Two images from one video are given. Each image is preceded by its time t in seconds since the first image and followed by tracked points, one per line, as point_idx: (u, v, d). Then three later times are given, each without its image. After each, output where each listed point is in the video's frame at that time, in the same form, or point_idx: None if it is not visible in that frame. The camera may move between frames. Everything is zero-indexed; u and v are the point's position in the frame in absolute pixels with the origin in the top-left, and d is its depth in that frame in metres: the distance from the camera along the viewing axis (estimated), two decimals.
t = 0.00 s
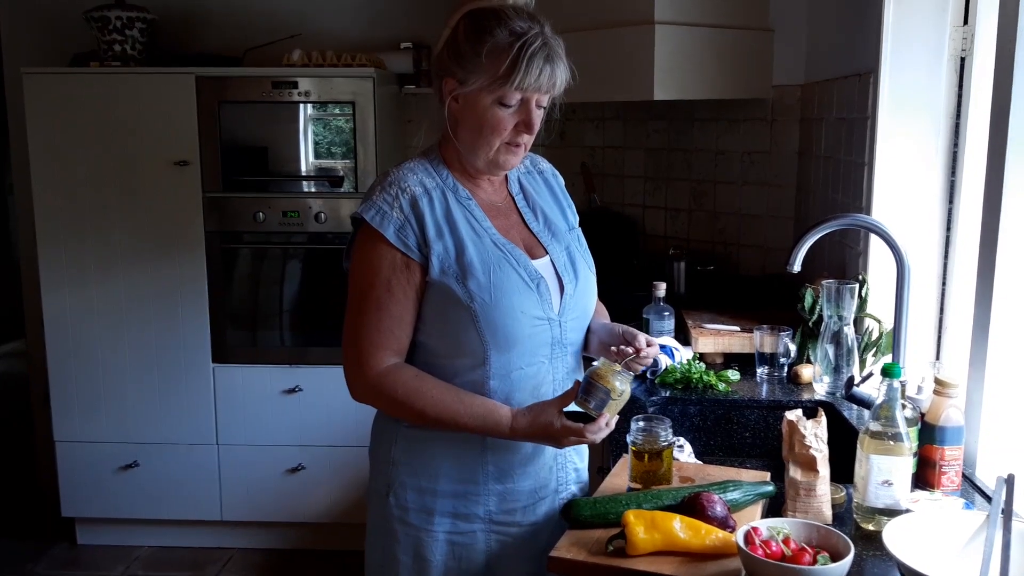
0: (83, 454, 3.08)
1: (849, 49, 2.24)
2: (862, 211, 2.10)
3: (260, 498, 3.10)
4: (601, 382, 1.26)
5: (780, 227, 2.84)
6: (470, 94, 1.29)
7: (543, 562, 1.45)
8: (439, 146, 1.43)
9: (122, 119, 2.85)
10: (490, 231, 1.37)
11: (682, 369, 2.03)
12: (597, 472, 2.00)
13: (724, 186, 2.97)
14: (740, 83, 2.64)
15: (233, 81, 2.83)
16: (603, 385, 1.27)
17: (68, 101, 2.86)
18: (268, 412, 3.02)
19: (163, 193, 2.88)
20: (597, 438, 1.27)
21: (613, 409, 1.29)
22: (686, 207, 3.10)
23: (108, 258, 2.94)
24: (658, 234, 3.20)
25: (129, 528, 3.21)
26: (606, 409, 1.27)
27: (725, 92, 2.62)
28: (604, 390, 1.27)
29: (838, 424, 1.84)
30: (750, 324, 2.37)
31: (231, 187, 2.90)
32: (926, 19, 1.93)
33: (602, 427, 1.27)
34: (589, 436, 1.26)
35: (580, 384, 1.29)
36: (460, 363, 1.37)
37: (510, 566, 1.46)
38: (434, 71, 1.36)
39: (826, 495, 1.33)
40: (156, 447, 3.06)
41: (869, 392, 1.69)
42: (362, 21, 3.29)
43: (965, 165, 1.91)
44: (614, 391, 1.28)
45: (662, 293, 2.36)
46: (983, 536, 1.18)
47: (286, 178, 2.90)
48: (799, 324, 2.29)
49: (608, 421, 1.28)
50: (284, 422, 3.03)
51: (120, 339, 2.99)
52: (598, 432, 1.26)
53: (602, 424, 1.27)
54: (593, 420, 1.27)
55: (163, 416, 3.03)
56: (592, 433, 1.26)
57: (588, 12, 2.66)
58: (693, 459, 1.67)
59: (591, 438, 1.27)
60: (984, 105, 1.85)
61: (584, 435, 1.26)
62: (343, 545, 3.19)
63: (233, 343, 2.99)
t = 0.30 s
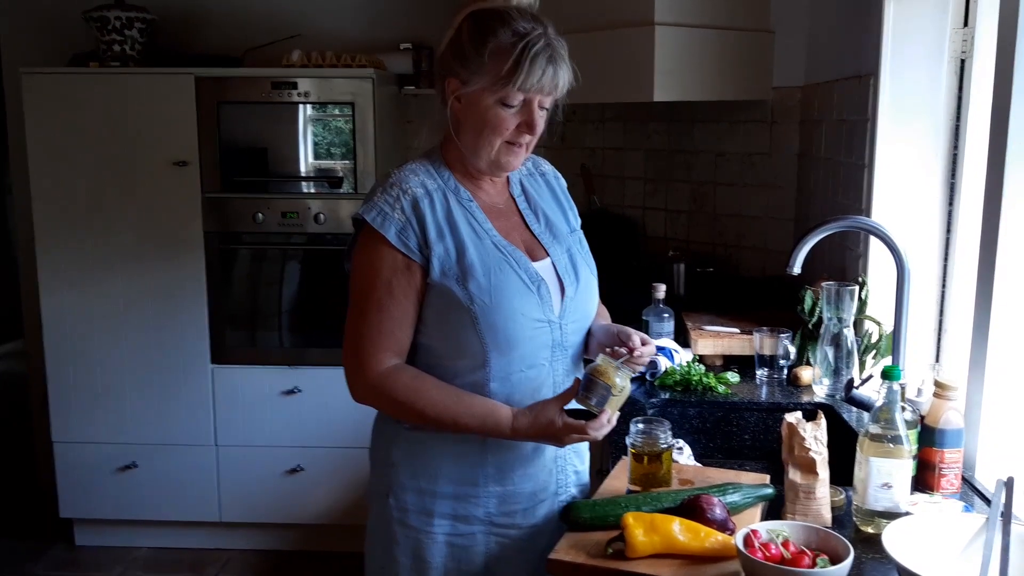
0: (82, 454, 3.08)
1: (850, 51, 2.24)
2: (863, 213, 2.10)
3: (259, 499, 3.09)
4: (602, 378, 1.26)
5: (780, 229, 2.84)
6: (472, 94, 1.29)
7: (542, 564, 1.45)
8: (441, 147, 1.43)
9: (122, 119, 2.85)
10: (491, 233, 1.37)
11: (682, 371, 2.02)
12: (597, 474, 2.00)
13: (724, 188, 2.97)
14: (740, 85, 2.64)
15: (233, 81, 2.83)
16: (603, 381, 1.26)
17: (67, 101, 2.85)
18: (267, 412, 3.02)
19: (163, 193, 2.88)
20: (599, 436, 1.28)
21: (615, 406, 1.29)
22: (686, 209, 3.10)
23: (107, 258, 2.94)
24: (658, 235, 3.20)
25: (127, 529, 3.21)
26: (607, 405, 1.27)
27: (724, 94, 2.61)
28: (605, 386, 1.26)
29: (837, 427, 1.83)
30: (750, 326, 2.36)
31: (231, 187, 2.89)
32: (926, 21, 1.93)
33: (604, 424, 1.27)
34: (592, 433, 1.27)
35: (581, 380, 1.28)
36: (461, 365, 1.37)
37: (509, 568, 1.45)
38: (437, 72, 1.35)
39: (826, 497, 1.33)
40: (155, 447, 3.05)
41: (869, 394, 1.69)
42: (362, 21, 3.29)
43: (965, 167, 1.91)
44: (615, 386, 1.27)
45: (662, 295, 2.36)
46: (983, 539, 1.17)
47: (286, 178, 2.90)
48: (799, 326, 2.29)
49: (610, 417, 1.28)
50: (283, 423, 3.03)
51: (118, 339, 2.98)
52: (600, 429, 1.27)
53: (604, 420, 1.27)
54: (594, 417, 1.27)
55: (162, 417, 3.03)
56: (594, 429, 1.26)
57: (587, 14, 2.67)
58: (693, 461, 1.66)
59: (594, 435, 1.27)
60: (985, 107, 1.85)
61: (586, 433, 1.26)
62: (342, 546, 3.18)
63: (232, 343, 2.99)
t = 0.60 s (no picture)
0: (82, 455, 3.08)
1: (850, 52, 2.24)
2: (863, 213, 2.10)
3: (259, 500, 3.09)
4: (602, 383, 1.27)
5: (779, 230, 2.84)
6: (475, 93, 1.29)
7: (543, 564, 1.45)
8: (444, 147, 1.43)
9: (121, 120, 2.84)
10: (492, 233, 1.37)
11: (681, 371, 2.02)
12: (597, 474, 2.00)
13: (724, 188, 2.97)
14: (740, 85, 2.64)
15: (233, 82, 2.83)
16: (604, 385, 1.27)
17: (67, 102, 2.85)
18: (267, 413, 3.02)
19: (162, 194, 2.88)
20: (599, 440, 1.27)
21: (615, 411, 1.30)
22: (686, 209, 3.10)
23: (106, 259, 2.93)
24: (658, 236, 3.20)
25: (127, 529, 3.20)
26: (606, 410, 1.27)
27: (724, 94, 2.61)
28: (606, 391, 1.27)
29: (838, 427, 1.83)
30: (750, 327, 2.36)
31: (231, 188, 2.89)
32: (927, 21, 1.93)
33: (604, 429, 1.27)
34: (592, 437, 1.26)
35: (581, 385, 1.29)
36: (461, 365, 1.37)
37: (509, 569, 1.45)
38: (440, 72, 1.35)
39: (826, 497, 1.33)
40: (155, 448, 3.05)
41: (869, 394, 1.69)
42: (362, 21, 3.29)
43: (965, 168, 1.91)
44: (615, 390, 1.28)
45: (662, 295, 2.36)
46: (983, 540, 1.17)
47: (285, 179, 2.90)
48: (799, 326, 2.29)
49: (609, 422, 1.28)
50: (283, 424, 3.02)
51: (118, 340, 2.98)
52: (601, 434, 1.26)
53: (604, 425, 1.27)
54: (595, 421, 1.28)
55: (162, 418, 3.03)
56: (593, 433, 1.25)
57: (587, 15, 2.67)
58: (693, 462, 1.66)
59: (593, 440, 1.26)
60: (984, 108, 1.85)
61: (585, 437, 1.26)
62: (341, 547, 3.18)
63: (231, 344, 2.99)
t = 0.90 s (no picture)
0: (83, 456, 3.08)
1: (850, 53, 2.24)
2: (863, 214, 2.10)
3: (259, 501, 3.09)
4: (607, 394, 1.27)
5: (779, 231, 2.84)
6: (478, 95, 1.29)
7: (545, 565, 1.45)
8: (446, 149, 1.43)
9: (122, 121, 2.84)
10: (494, 235, 1.37)
11: (683, 372, 2.03)
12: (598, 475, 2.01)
13: (724, 189, 2.97)
14: (740, 86, 2.64)
15: (233, 83, 2.83)
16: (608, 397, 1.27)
17: (68, 103, 2.85)
18: (267, 414, 3.02)
19: (163, 195, 2.88)
20: (598, 451, 1.28)
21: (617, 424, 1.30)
22: (686, 210, 3.10)
23: (107, 260, 2.94)
24: (658, 237, 3.20)
25: (127, 530, 3.20)
26: (608, 421, 1.28)
27: (724, 95, 2.62)
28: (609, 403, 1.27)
29: (839, 427, 1.83)
30: (751, 328, 2.36)
31: (231, 189, 2.90)
32: (928, 22, 1.93)
33: (604, 440, 1.28)
34: (592, 448, 1.27)
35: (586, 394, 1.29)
36: (462, 366, 1.37)
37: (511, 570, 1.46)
38: (442, 74, 1.35)
39: (829, 498, 1.33)
40: (155, 449, 3.05)
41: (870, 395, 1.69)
42: (362, 22, 3.29)
43: (966, 168, 1.91)
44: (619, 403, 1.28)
45: (663, 296, 2.36)
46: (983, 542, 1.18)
47: (285, 180, 2.91)
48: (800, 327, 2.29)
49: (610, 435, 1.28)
50: (284, 425, 3.02)
51: (118, 341, 2.98)
52: (601, 444, 1.27)
53: (604, 436, 1.27)
54: (595, 432, 1.28)
55: (162, 419, 3.03)
56: (594, 444, 1.26)
57: (587, 16, 2.67)
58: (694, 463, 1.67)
59: (593, 450, 1.27)
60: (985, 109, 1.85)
61: (585, 447, 1.26)
62: (342, 548, 3.18)
63: (232, 345, 2.99)
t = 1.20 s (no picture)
0: (86, 459, 3.08)
1: (854, 56, 2.24)
2: (867, 217, 2.10)
3: (261, 503, 3.09)
4: (590, 412, 1.23)
5: (783, 234, 2.84)
6: (484, 98, 1.29)
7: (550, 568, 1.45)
8: (453, 152, 1.43)
9: (126, 124, 2.85)
10: (497, 238, 1.37)
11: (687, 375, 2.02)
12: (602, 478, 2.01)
13: (727, 192, 2.98)
14: (743, 88, 2.64)
15: (237, 86, 2.83)
16: (591, 414, 1.23)
17: (72, 106, 2.86)
18: (270, 416, 3.02)
19: (166, 198, 2.88)
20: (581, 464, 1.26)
21: (600, 440, 1.26)
22: (689, 213, 3.10)
23: (110, 263, 2.94)
24: (661, 239, 3.20)
25: (130, 533, 3.20)
26: (592, 438, 1.24)
27: (728, 99, 2.62)
28: (593, 421, 1.24)
29: (845, 431, 1.83)
30: (755, 330, 2.37)
31: (234, 192, 2.90)
32: (932, 25, 1.93)
33: (587, 455, 1.26)
34: (574, 462, 1.25)
35: (570, 409, 1.25)
36: (464, 368, 1.37)
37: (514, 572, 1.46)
38: (447, 77, 1.36)
39: (834, 501, 1.33)
40: (158, 451, 3.05)
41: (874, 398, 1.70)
42: (365, 26, 3.30)
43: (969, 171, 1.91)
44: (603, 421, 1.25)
45: (666, 298, 2.36)
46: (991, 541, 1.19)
47: (287, 183, 2.92)
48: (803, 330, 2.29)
49: (592, 450, 1.26)
50: (287, 427, 3.03)
51: (121, 343, 2.99)
52: (585, 458, 1.25)
53: (588, 452, 1.25)
54: (578, 446, 1.25)
55: (165, 421, 3.03)
56: (577, 460, 1.25)
57: (590, 19, 2.68)
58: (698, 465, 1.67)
59: (575, 463, 1.26)
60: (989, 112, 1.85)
61: (567, 460, 1.25)
62: (344, 550, 3.18)
63: (234, 348, 2.99)
